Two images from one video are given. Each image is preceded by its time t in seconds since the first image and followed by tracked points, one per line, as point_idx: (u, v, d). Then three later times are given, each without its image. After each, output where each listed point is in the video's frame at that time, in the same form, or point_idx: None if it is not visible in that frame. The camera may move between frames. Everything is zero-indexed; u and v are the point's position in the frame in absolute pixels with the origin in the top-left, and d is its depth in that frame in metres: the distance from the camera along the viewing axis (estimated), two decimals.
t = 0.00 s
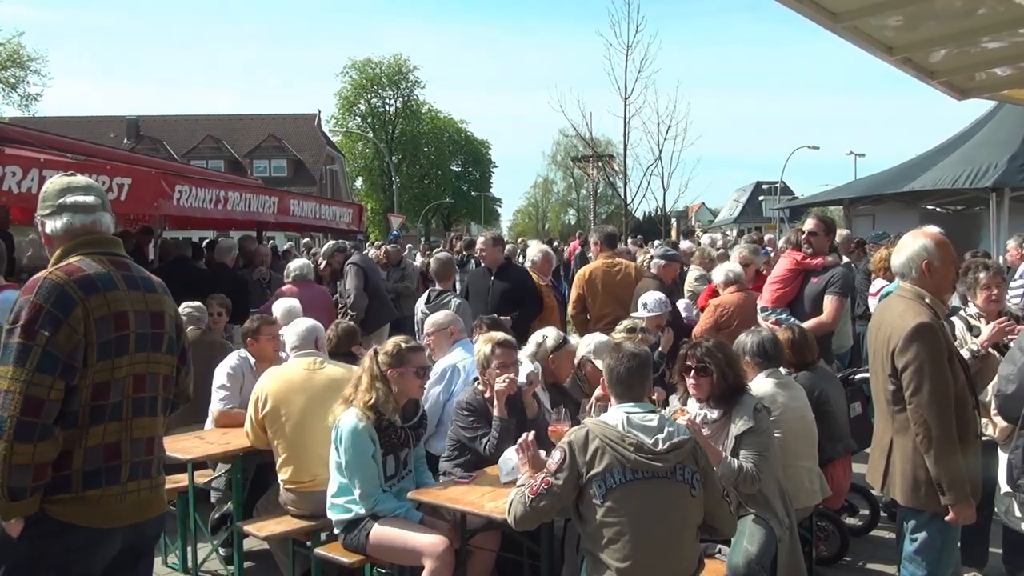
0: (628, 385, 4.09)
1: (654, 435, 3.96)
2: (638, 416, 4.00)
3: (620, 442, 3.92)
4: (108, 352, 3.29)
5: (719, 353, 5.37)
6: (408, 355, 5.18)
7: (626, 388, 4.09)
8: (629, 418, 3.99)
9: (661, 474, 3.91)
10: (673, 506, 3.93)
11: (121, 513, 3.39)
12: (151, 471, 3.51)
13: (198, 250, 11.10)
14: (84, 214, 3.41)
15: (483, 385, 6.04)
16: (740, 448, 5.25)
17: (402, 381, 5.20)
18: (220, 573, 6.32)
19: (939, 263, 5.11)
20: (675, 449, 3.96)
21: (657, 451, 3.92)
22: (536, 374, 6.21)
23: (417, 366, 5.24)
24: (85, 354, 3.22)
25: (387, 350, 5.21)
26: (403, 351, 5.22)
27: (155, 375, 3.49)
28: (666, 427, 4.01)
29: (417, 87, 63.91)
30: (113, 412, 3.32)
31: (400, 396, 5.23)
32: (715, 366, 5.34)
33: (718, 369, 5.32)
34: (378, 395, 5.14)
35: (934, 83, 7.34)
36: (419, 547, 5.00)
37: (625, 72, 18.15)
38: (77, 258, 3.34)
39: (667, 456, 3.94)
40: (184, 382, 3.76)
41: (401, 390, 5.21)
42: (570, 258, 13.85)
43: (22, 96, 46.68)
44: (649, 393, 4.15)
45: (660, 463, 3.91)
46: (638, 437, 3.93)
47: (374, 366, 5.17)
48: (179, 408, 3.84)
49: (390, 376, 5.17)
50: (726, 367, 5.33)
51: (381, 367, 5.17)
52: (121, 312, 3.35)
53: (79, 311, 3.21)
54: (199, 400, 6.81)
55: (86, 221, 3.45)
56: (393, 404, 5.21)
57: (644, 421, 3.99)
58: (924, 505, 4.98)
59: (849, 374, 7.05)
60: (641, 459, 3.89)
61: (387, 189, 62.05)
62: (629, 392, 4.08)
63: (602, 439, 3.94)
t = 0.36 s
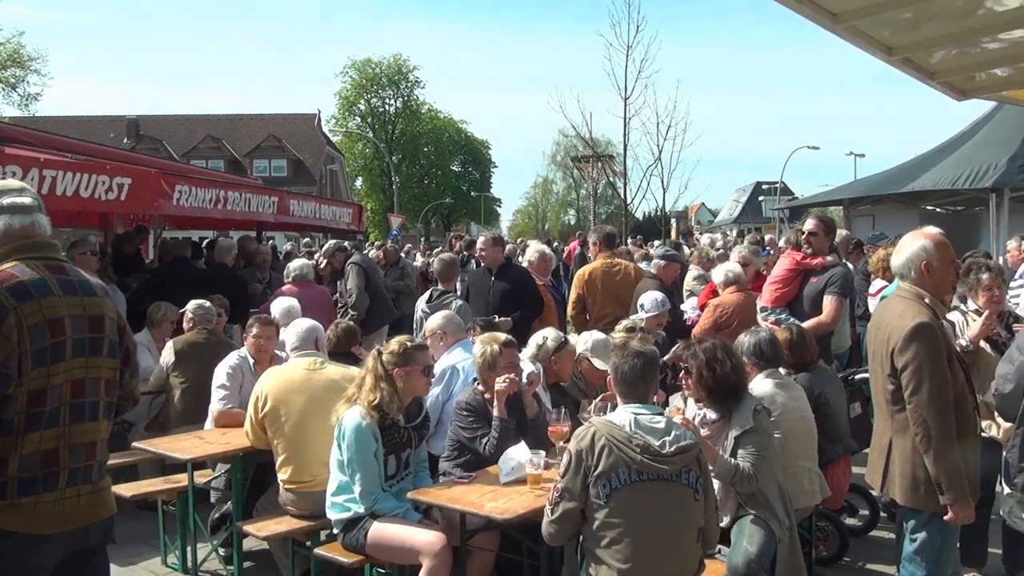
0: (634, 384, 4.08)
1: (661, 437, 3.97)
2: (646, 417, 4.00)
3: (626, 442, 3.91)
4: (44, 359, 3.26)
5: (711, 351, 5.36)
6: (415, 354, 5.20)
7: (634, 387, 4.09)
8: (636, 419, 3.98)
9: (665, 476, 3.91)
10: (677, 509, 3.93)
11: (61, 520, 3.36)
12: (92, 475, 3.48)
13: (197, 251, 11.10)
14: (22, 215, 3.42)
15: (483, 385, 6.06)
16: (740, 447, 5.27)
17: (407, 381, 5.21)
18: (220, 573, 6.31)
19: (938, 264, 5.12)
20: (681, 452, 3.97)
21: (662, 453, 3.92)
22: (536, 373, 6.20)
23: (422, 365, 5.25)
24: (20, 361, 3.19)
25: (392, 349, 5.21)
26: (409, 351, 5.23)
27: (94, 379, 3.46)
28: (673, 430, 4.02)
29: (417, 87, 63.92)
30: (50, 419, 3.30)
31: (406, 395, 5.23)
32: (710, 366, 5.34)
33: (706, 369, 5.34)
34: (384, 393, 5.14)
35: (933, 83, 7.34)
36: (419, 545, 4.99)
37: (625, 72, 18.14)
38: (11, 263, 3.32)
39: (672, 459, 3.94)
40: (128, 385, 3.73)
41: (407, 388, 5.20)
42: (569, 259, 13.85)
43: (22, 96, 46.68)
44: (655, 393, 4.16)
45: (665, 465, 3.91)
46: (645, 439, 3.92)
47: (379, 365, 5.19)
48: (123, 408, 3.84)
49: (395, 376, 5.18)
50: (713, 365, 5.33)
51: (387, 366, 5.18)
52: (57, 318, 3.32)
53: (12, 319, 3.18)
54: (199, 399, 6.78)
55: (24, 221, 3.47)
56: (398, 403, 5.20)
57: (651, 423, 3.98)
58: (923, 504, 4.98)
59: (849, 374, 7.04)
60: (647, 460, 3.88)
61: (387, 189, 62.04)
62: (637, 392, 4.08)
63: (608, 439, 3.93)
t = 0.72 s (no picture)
0: (628, 386, 4.11)
1: (655, 438, 3.95)
2: (642, 417, 4.00)
3: (618, 442, 3.93)
4: None
5: (707, 352, 5.37)
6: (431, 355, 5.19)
7: (628, 387, 4.12)
8: (632, 419, 3.99)
9: (659, 476, 3.90)
10: (673, 509, 3.92)
11: None
12: None
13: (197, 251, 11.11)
14: None
15: (483, 386, 6.07)
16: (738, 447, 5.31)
17: (420, 382, 5.20)
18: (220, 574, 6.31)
19: (940, 261, 5.16)
20: (676, 452, 3.93)
21: (656, 453, 3.90)
22: (536, 374, 6.21)
23: (436, 367, 5.26)
24: None
25: (406, 350, 5.20)
26: (424, 351, 5.23)
27: None
28: (669, 431, 4.00)
29: (418, 88, 63.94)
30: None
31: (419, 395, 5.23)
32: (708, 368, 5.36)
33: (701, 370, 5.37)
34: (396, 393, 5.15)
35: (934, 83, 7.33)
36: (421, 547, 4.99)
37: (625, 73, 18.12)
38: None
39: (666, 459, 3.91)
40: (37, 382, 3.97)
41: (422, 390, 5.22)
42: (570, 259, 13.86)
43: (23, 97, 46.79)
44: (653, 392, 4.16)
45: (659, 465, 3.90)
46: (638, 439, 3.92)
47: (391, 366, 5.17)
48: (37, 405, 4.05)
49: (407, 377, 5.17)
50: (709, 366, 5.34)
51: (400, 367, 5.16)
52: None
53: None
54: (199, 400, 6.79)
55: None
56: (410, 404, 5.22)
57: (647, 423, 3.98)
58: (925, 505, 4.98)
59: (850, 375, 7.03)
60: (639, 460, 3.89)
61: (388, 190, 62.07)
62: (633, 392, 4.11)
63: (601, 439, 3.96)
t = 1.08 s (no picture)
0: (619, 391, 4.13)
1: (650, 439, 3.97)
2: (635, 420, 4.02)
3: (612, 445, 3.95)
4: None
5: (705, 355, 5.41)
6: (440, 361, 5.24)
7: (619, 392, 4.13)
8: (626, 422, 4.01)
9: (655, 477, 3.92)
10: (669, 510, 3.94)
11: None
12: None
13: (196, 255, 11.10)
14: None
15: (482, 390, 6.10)
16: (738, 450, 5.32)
17: (427, 387, 5.24)
18: None
19: (946, 268, 5.14)
20: (670, 453, 3.94)
21: (651, 455, 3.92)
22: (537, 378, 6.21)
23: (443, 373, 5.30)
24: None
25: (414, 355, 5.22)
26: (431, 357, 5.27)
27: None
28: (663, 432, 4.01)
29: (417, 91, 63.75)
30: None
31: (427, 400, 5.27)
32: (705, 373, 5.40)
33: (699, 373, 5.42)
34: (406, 398, 5.16)
35: (934, 87, 7.34)
36: (422, 551, 5.00)
37: (625, 76, 18.13)
38: None
39: (661, 459, 3.93)
40: None
41: (434, 395, 5.27)
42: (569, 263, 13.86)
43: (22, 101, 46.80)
44: (648, 392, 4.17)
45: (654, 466, 3.91)
46: (632, 441, 3.94)
47: (399, 372, 5.17)
48: None
49: (416, 384, 5.20)
50: (707, 369, 5.39)
51: (409, 372, 5.17)
52: None
53: None
54: (199, 405, 6.80)
55: None
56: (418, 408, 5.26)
57: (641, 425, 4.00)
58: (928, 508, 4.98)
59: (849, 379, 7.03)
60: (634, 462, 3.92)
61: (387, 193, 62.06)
62: (625, 397, 4.12)
63: (595, 442, 3.99)
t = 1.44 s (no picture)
0: (617, 401, 4.11)
1: (651, 453, 3.93)
2: (635, 434, 3.98)
3: (612, 462, 3.92)
4: None
5: (712, 363, 5.18)
6: (420, 369, 4.93)
7: (616, 402, 4.11)
8: (625, 436, 3.97)
9: (657, 493, 3.92)
10: (672, 527, 3.93)
11: None
12: None
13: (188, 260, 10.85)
14: None
15: (482, 399, 5.88)
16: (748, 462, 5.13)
17: (410, 397, 4.94)
18: None
19: (966, 273, 4.89)
20: (672, 467, 3.93)
21: (651, 471, 3.90)
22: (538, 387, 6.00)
23: (426, 383, 4.96)
24: None
25: (396, 364, 4.94)
26: (413, 365, 4.96)
27: None
28: (664, 445, 3.97)
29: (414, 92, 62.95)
30: None
31: (410, 410, 4.98)
32: (713, 381, 5.18)
33: (706, 381, 5.19)
34: (389, 408, 4.91)
35: (948, 86, 7.13)
36: (418, 567, 4.78)
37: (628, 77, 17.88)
38: None
39: (663, 475, 3.91)
40: None
41: (418, 406, 4.96)
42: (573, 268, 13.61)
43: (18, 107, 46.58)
44: (644, 402, 4.15)
45: (655, 482, 3.90)
46: (632, 457, 3.92)
47: (381, 380, 4.92)
48: None
49: (397, 393, 4.92)
50: (715, 377, 5.17)
51: (389, 381, 4.92)
52: None
53: None
54: (189, 414, 6.57)
55: None
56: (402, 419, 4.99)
57: (640, 439, 3.96)
58: (943, 523, 4.76)
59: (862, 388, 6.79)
60: (635, 479, 3.90)
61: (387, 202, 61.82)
62: (623, 407, 4.10)
63: (594, 460, 3.96)
